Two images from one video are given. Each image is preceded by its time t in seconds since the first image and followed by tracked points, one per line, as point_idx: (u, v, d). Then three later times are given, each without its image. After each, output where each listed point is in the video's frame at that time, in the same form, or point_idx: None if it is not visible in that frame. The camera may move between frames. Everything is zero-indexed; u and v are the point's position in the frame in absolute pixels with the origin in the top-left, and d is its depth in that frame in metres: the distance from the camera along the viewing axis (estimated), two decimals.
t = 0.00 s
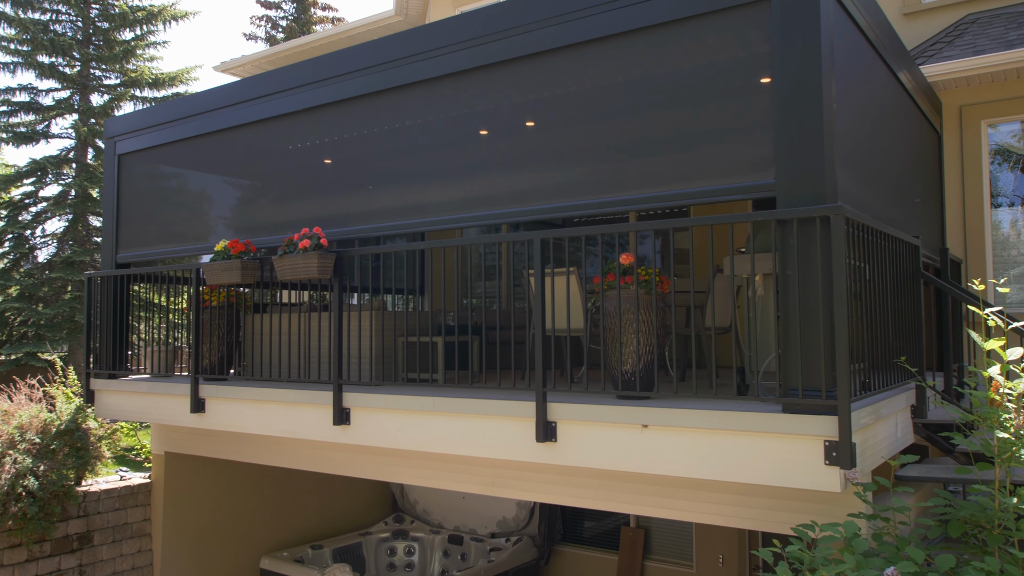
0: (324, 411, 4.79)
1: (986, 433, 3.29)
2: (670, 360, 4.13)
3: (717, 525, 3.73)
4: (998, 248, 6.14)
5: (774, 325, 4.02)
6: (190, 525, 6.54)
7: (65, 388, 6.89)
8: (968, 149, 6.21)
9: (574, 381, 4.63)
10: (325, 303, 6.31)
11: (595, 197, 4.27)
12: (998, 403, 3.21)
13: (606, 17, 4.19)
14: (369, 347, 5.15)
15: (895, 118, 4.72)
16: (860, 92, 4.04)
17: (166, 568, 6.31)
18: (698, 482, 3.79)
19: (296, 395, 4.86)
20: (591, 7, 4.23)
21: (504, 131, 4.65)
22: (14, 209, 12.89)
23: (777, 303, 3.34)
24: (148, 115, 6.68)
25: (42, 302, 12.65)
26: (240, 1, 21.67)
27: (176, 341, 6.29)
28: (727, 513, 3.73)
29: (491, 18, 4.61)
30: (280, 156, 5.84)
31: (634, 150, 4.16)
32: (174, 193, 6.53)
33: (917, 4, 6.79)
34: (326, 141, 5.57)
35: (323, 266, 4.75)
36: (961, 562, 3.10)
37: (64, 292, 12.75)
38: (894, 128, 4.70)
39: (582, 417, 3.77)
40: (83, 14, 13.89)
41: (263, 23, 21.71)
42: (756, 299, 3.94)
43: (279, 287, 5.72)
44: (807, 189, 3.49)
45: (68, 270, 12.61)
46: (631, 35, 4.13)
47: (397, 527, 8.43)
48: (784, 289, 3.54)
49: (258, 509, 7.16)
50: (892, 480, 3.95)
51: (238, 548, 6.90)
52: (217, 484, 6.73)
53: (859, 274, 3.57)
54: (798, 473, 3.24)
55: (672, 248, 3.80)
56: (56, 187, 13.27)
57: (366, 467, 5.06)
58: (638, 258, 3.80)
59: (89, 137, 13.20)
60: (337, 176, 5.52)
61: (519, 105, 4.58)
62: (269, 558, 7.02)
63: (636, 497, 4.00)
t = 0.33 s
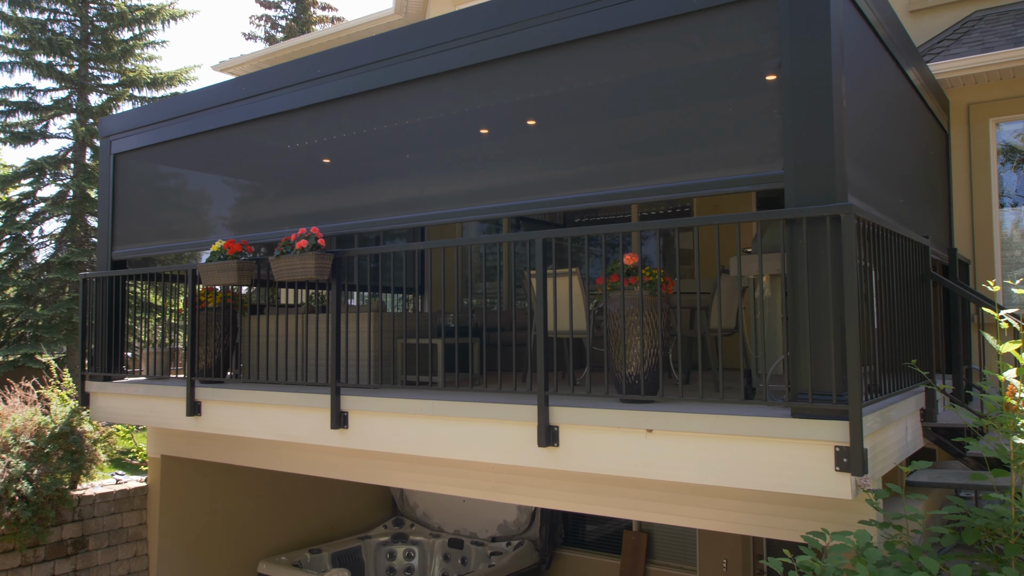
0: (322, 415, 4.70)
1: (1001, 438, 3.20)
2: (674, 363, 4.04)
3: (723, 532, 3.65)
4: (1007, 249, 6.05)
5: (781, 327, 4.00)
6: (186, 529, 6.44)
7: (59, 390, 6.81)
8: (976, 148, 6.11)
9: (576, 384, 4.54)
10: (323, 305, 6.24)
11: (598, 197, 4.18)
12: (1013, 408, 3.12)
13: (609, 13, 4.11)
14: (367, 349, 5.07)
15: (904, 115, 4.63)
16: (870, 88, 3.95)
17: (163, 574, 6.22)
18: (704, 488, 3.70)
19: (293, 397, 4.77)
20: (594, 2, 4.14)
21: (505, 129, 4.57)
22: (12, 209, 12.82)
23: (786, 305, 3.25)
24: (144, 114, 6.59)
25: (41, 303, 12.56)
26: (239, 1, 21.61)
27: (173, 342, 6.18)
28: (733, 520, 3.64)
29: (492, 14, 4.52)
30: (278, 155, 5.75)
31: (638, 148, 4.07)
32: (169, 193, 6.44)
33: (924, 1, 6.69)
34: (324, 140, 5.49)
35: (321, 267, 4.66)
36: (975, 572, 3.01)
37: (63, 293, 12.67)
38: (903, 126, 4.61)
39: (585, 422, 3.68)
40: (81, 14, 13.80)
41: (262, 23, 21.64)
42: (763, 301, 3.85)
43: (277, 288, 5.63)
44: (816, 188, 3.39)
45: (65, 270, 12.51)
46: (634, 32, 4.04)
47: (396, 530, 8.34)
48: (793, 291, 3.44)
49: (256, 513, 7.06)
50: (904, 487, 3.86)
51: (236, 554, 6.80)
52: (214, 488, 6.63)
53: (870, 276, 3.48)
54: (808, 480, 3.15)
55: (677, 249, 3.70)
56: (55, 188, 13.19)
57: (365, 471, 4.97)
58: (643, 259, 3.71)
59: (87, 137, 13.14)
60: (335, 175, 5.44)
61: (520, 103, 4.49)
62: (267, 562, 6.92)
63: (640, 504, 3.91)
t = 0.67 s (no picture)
0: (318, 420, 4.61)
1: (1016, 445, 3.11)
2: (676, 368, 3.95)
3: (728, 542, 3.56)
4: (1014, 251, 5.96)
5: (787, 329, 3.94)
6: (181, 535, 6.35)
7: (53, 394, 6.73)
8: (983, 148, 6.03)
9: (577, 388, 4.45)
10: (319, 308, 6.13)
11: (600, 198, 4.08)
12: None
13: (611, 10, 4.02)
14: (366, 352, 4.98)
15: (912, 114, 4.54)
16: (878, 87, 3.86)
17: None
18: (709, 496, 3.62)
19: (289, 402, 4.68)
20: None
21: (505, 129, 4.48)
22: (9, 209, 12.75)
23: (793, 309, 3.16)
24: (138, 114, 6.52)
25: (37, 305, 12.47)
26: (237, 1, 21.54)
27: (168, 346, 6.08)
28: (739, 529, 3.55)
29: (492, 11, 4.43)
30: (275, 155, 5.67)
31: (640, 149, 3.98)
32: (164, 193, 6.35)
33: None
34: (321, 140, 5.40)
35: (317, 269, 4.56)
36: None
37: (59, 294, 12.59)
38: (911, 125, 4.52)
39: (587, 428, 3.59)
40: (78, 13, 13.72)
41: (259, 23, 21.56)
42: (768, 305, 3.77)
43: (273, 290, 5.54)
44: (824, 189, 3.30)
45: (61, 271, 12.41)
46: (637, 29, 3.95)
47: (395, 535, 8.26)
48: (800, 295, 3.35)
49: (253, 518, 6.97)
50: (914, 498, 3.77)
51: (232, 559, 6.70)
52: (209, 492, 6.54)
53: (880, 279, 3.39)
54: (817, 490, 3.06)
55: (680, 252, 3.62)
56: (52, 188, 13.11)
57: (362, 477, 4.89)
58: (645, 262, 3.61)
59: (83, 137, 13.09)
60: (333, 176, 5.35)
61: (520, 102, 4.41)
62: (264, 568, 6.83)
63: (644, 512, 3.82)
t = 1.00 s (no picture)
0: (314, 425, 4.52)
1: None
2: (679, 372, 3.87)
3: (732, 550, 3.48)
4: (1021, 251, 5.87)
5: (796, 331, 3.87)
6: (177, 540, 6.27)
7: (47, 397, 6.65)
8: (990, 147, 5.94)
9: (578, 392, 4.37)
10: (317, 310, 6.04)
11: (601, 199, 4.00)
12: None
13: (613, 6, 3.93)
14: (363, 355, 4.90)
15: (919, 113, 4.46)
16: (887, 84, 3.77)
17: None
18: (713, 503, 3.54)
19: (285, 406, 4.60)
20: None
21: (504, 129, 4.40)
22: (6, 210, 12.70)
23: (801, 312, 3.07)
24: (132, 113, 6.43)
25: (34, 306, 12.40)
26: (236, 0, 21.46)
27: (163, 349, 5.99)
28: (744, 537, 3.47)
29: (491, 7, 4.34)
30: (272, 155, 5.59)
31: (643, 149, 3.90)
32: (159, 193, 6.27)
33: None
34: (317, 140, 5.32)
35: (313, 271, 4.48)
36: None
37: (57, 295, 12.52)
38: (919, 124, 4.44)
39: (588, 434, 3.51)
40: (76, 13, 13.64)
41: (259, 22, 21.48)
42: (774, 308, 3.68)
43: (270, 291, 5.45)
44: (832, 188, 3.21)
45: (58, 272, 12.31)
46: (640, 26, 3.87)
47: (394, 539, 8.18)
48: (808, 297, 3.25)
49: (249, 523, 6.88)
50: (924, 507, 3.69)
51: (228, 565, 6.62)
52: (205, 497, 6.46)
53: (890, 282, 3.30)
54: (824, 499, 2.97)
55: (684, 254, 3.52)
56: (49, 188, 13.03)
57: (360, 482, 4.81)
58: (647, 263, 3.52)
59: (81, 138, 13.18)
60: (330, 177, 5.28)
61: (520, 101, 4.32)
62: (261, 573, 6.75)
63: (646, 520, 3.73)
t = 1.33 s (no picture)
0: (311, 427, 4.45)
1: None
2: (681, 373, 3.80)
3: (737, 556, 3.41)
4: None
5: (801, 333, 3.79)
6: (173, 543, 6.20)
7: (42, 398, 6.59)
8: (995, 145, 5.87)
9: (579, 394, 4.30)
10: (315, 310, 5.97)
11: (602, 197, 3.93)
12: None
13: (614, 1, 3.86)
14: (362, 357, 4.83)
15: (926, 110, 4.39)
16: (894, 80, 3.70)
17: None
18: (716, 508, 3.47)
19: (281, 408, 4.53)
20: None
21: (504, 126, 4.33)
22: (4, 210, 12.66)
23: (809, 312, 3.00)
24: (129, 111, 6.37)
25: (32, 306, 12.33)
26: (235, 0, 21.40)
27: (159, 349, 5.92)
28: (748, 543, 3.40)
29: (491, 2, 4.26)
30: (269, 153, 5.52)
31: (645, 147, 3.82)
32: (156, 193, 6.21)
33: None
34: (315, 138, 5.26)
35: (311, 271, 4.41)
36: None
37: (55, 296, 12.46)
38: (925, 121, 4.37)
39: (590, 437, 3.44)
40: (74, 12, 13.59)
41: (258, 22, 21.42)
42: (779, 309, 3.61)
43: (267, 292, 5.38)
44: (840, 186, 3.14)
45: (56, 272, 12.24)
46: (641, 21, 3.80)
47: (393, 542, 8.10)
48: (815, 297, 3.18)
49: (246, 526, 6.81)
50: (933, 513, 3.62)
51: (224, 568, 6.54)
52: (202, 500, 6.38)
53: (898, 281, 3.23)
54: (832, 505, 2.90)
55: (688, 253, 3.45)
56: (48, 188, 12.97)
57: (358, 485, 4.74)
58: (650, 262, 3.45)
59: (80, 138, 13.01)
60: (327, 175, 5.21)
61: (520, 98, 4.25)
62: None
63: (649, 525, 3.66)
